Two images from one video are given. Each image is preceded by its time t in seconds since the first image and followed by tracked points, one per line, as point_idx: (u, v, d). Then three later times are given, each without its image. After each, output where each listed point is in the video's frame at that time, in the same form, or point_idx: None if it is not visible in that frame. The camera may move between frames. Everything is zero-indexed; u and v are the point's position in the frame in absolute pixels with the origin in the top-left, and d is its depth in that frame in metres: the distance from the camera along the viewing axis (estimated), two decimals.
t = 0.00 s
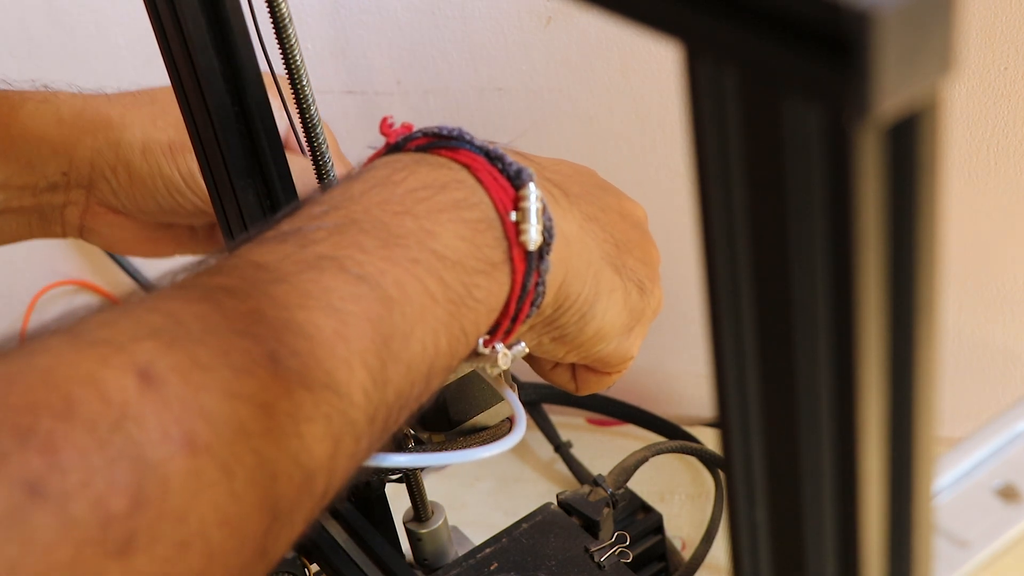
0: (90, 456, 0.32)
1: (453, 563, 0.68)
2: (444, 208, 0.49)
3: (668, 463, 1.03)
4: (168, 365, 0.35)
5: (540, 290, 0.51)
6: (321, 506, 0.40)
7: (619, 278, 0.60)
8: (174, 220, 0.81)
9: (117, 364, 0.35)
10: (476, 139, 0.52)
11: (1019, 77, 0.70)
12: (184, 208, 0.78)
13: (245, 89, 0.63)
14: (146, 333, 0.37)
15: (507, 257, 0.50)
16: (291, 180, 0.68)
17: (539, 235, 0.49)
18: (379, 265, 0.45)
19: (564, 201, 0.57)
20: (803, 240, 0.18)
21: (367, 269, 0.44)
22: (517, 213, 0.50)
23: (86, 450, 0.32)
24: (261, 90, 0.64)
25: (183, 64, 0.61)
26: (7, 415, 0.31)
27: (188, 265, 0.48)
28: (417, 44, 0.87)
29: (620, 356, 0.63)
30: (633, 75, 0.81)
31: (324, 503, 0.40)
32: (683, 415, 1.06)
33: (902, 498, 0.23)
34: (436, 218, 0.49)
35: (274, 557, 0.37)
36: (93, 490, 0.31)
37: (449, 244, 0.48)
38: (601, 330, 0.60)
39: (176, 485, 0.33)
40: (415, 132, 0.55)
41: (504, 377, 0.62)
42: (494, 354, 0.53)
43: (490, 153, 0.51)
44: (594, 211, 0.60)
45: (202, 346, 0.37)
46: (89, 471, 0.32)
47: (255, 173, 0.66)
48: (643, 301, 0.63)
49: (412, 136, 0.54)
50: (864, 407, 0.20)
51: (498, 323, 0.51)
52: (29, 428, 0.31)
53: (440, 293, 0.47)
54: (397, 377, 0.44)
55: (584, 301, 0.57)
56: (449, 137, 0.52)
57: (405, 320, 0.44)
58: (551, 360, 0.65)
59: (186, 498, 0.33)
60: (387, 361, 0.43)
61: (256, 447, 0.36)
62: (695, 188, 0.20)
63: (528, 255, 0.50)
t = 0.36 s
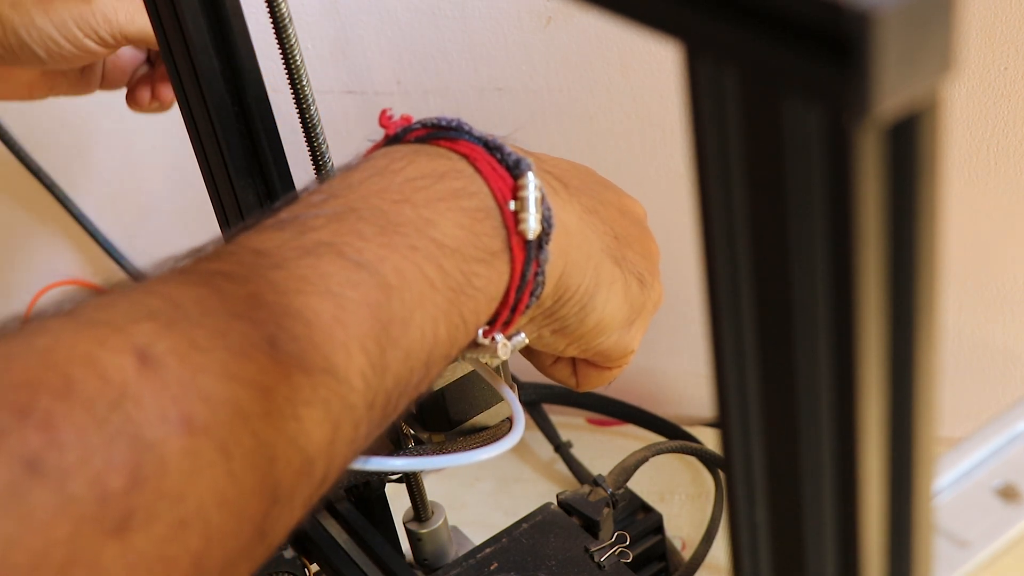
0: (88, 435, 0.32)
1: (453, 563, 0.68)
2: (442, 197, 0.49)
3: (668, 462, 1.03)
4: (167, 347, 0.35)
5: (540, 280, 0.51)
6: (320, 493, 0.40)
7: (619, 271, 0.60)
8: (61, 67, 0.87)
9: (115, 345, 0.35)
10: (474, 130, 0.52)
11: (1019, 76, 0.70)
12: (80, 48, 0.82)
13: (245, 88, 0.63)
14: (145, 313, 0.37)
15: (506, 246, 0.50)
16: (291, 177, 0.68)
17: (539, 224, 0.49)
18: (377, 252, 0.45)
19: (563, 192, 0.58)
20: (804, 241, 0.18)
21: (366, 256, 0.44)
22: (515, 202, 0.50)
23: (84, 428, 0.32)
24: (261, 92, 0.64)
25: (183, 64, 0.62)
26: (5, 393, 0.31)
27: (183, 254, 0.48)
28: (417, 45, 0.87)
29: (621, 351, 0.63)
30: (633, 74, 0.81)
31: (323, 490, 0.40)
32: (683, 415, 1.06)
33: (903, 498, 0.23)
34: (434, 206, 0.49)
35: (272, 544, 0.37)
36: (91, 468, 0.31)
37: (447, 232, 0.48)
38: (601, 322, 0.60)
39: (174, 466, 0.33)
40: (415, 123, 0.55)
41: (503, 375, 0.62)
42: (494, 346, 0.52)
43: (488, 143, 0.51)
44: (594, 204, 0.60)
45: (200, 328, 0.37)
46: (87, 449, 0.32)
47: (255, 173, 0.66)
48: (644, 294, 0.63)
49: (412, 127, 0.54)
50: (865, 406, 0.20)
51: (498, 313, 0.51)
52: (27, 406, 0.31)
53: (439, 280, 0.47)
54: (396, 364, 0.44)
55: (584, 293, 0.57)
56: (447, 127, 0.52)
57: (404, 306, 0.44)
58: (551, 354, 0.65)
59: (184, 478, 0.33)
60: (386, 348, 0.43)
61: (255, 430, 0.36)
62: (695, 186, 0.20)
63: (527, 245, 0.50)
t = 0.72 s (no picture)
0: (79, 431, 0.32)
1: (453, 563, 0.68)
2: (436, 194, 0.49)
3: (668, 462, 1.03)
4: (158, 345, 0.35)
5: (535, 277, 0.51)
6: (315, 490, 0.40)
7: (617, 268, 0.60)
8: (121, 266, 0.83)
9: (107, 342, 0.35)
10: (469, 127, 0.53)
11: (1019, 76, 0.70)
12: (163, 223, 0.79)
13: (242, 89, 0.63)
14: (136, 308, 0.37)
15: (502, 243, 0.50)
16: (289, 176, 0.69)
17: (534, 220, 0.50)
18: (371, 249, 0.45)
19: (559, 189, 0.58)
20: (804, 246, 0.18)
21: (360, 253, 0.44)
22: (510, 198, 0.50)
23: (74, 424, 0.32)
24: (259, 94, 0.64)
25: (181, 66, 0.62)
26: None
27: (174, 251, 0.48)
28: (417, 44, 0.87)
29: (619, 349, 0.63)
30: (633, 74, 0.81)
31: (317, 487, 0.40)
32: (683, 415, 1.06)
33: (903, 501, 0.23)
34: (429, 204, 0.48)
35: (266, 541, 0.37)
36: (82, 464, 0.31)
37: (442, 229, 0.48)
38: (598, 321, 0.59)
39: (165, 463, 0.33)
40: (410, 121, 0.55)
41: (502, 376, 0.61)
42: (490, 343, 0.53)
43: (483, 140, 0.52)
44: (591, 203, 0.60)
45: (193, 324, 0.37)
46: (78, 446, 0.32)
47: (253, 172, 0.67)
48: (642, 293, 0.63)
49: (407, 125, 0.54)
50: (865, 409, 0.20)
51: (493, 312, 0.51)
52: (18, 403, 0.31)
53: (434, 277, 0.47)
54: (390, 361, 0.43)
55: (582, 290, 0.57)
56: (442, 124, 0.52)
57: (399, 303, 0.44)
58: (550, 352, 0.65)
59: (176, 475, 0.33)
60: (380, 344, 0.43)
61: (248, 427, 0.36)
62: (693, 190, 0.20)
63: (523, 241, 0.50)
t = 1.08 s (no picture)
0: (83, 436, 0.32)
1: (453, 563, 0.68)
2: (437, 194, 0.49)
3: (668, 462, 1.03)
4: (161, 349, 0.35)
5: (536, 278, 0.51)
6: (318, 491, 0.40)
7: (617, 267, 0.60)
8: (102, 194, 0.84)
9: (110, 346, 0.35)
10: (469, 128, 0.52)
11: (1019, 77, 0.70)
12: (96, 149, 0.77)
13: (242, 90, 0.63)
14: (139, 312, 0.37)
15: (503, 243, 0.50)
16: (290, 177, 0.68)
17: (535, 220, 0.50)
18: (372, 251, 0.45)
19: (559, 189, 0.58)
20: (804, 246, 0.18)
21: (361, 255, 0.44)
22: (511, 198, 0.50)
23: (78, 429, 0.32)
24: (259, 94, 0.64)
25: (181, 67, 0.62)
26: None
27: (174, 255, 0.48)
28: (417, 44, 0.87)
29: (619, 348, 0.63)
30: (633, 74, 0.81)
31: (320, 489, 0.40)
32: (683, 415, 1.06)
33: (902, 503, 0.22)
34: (429, 205, 0.48)
35: (269, 544, 0.37)
36: (86, 470, 0.31)
37: (442, 230, 0.48)
38: (598, 320, 0.59)
39: (169, 467, 0.33)
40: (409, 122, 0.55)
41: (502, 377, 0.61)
42: (491, 344, 0.53)
43: (483, 140, 0.51)
44: (590, 202, 0.60)
45: (194, 327, 0.37)
46: (82, 451, 0.32)
47: (252, 172, 0.67)
48: (642, 292, 0.63)
49: (406, 126, 0.53)
50: (865, 410, 0.20)
51: (495, 312, 0.51)
52: (21, 408, 0.31)
53: (436, 278, 0.47)
54: (392, 362, 0.43)
55: (582, 289, 0.57)
56: (442, 125, 0.52)
57: (400, 304, 0.44)
58: (550, 352, 0.65)
59: (179, 479, 0.33)
60: (382, 346, 0.43)
61: (250, 431, 0.36)
62: (694, 190, 0.20)
63: (524, 241, 0.50)
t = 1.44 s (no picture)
0: (85, 434, 0.32)
1: (453, 562, 0.68)
2: (436, 192, 0.49)
3: (668, 462, 1.03)
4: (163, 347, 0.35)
5: (535, 275, 0.51)
6: (318, 489, 0.40)
7: (616, 265, 0.60)
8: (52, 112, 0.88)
9: (111, 344, 0.35)
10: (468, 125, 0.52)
11: (1019, 77, 0.70)
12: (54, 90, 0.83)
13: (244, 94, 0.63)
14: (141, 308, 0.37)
15: (502, 240, 0.50)
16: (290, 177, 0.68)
17: (533, 217, 0.49)
18: (373, 248, 0.45)
19: (558, 186, 0.58)
20: (804, 245, 0.18)
21: (361, 253, 0.44)
22: (510, 195, 0.50)
23: (80, 426, 0.32)
24: (259, 94, 0.64)
25: (183, 70, 0.62)
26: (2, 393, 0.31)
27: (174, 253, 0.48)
28: (416, 44, 0.87)
29: (619, 347, 0.63)
30: (633, 73, 0.81)
31: (320, 486, 0.40)
32: (683, 414, 1.06)
33: (903, 502, 0.22)
34: (429, 202, 0.48)
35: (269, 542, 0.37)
36: (88, 467, 0.31)
37: (441, 227, 0.48)
38: (598, 318, 0.59)
39: (171, 465, 0.33)
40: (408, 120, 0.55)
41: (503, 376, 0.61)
42: (490, 341, 0.52)
43: (482, 137, 0.51)
44: (590, 201, 0.60)
45: (196, 325, 0.37)
46: (84, 448, 0.32)
47: (253, 173, 0.67)
48: (642, 290, 0.63)
49: (405, 124, 0.54)
50: (865, 410, 0.20)
51: (494, 309, 0.51)
52: (23, 406, 0.31)
53: (436, 276, 0.47)
54: (392, 359, 0.43)
55: (582, 286, 0.57)
56: (441, 122, 0.52)
57: (400, 302, 0.44)
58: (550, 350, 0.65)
59: (180, 476, 0.33)
60: (382, 343, 0.43)
61: (250, 429, 0.36)
62: (694, 188, 0.20)
63: (523, 238, 0.50)
